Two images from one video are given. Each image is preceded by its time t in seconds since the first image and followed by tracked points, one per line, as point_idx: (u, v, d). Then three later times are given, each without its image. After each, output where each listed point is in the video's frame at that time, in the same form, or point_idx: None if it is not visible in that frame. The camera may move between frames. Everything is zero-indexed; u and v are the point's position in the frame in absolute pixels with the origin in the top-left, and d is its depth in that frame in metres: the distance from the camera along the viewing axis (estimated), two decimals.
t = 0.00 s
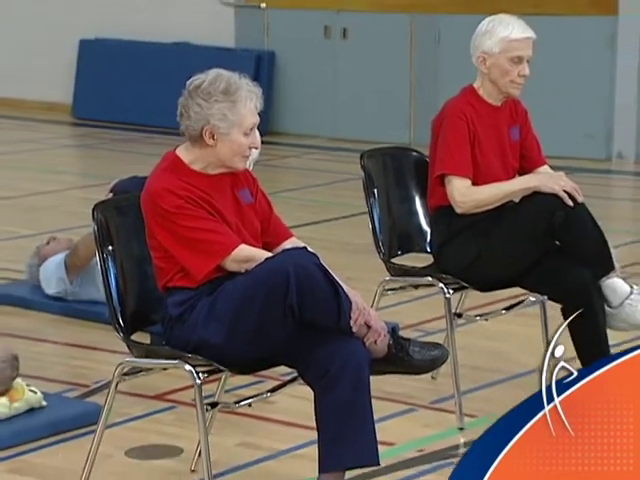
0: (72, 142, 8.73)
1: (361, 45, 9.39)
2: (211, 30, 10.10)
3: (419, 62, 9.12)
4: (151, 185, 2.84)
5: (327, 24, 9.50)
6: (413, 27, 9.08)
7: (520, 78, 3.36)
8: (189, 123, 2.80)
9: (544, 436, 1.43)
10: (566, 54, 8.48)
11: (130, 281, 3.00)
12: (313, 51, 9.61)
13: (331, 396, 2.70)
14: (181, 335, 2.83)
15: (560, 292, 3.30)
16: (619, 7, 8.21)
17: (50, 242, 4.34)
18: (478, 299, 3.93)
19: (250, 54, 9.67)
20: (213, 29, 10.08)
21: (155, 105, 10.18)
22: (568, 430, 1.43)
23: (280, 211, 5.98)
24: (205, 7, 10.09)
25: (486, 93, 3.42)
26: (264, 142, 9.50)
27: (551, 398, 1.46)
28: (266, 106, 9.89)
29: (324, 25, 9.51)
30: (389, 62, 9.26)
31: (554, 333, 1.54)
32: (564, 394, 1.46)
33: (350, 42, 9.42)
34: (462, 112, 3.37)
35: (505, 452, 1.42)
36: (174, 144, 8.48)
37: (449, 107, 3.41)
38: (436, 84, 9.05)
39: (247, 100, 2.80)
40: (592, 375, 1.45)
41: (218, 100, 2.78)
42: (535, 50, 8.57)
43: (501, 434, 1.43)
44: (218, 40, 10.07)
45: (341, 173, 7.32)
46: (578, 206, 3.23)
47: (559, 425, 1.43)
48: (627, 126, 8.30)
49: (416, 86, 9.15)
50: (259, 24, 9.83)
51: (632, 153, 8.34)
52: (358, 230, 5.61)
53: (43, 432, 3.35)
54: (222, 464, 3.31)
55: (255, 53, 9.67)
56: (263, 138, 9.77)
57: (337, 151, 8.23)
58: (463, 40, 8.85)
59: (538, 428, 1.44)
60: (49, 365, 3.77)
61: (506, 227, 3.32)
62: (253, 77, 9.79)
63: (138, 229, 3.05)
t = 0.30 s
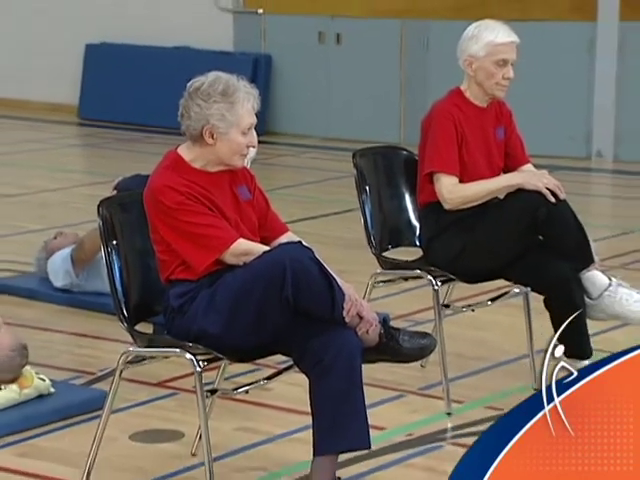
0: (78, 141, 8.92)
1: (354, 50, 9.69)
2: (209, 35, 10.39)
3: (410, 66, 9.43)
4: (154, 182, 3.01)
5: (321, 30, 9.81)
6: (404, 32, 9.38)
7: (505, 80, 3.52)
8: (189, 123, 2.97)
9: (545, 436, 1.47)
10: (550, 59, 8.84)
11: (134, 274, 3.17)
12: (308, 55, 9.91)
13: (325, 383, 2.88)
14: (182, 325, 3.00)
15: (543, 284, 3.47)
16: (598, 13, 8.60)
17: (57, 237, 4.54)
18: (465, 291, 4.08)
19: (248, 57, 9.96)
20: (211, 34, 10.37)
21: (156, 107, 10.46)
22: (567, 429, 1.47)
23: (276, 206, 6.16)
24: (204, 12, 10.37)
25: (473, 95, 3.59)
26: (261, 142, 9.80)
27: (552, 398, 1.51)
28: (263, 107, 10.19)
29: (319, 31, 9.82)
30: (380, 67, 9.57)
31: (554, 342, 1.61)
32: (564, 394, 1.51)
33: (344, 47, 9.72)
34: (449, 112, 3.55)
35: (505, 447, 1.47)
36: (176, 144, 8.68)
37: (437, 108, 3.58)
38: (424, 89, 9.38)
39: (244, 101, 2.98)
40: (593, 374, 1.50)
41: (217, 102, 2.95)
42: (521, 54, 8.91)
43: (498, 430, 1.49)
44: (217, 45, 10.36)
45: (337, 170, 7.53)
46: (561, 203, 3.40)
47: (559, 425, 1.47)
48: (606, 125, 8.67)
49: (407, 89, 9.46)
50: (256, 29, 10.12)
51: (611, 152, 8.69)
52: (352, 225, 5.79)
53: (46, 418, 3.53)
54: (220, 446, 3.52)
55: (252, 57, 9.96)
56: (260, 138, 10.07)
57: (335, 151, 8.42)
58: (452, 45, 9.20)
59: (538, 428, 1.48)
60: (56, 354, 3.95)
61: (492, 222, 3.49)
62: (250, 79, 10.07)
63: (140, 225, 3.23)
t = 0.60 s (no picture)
0: (83, 141, 9.23)
1: (344, 53, 10.26)
2: (208, 40, 10.94)
3: (397, 70, 10.01)
4: (155, 179, 3.21)
5: (313, 34, 10.38)
6: (391, 36, 9.97)
7: (488, 82, 3.72)
8: (188, 123, 3.16)
9: (544, 436, 1.42)
10: (529, 65, 9.40)
11: (135, 265, 3.37)
12: (301, 59, 10.47)
13: (317, 370, 3.07)
14: (182, 314, 3.21)
15: (524, 275, 3.67)
16: (575, 20, 9.12)
17: (63, 231, 4.72)
18: (449, 282, 4.30)
19: (243, 61, 10.51)
20: (209, 39, 10.93)
21: (158, 107, 10.98)
22: (567, 429, 1.41)
23: (271, 202, 6.42)
24: (202, 15, 10.94)
25: (457, 96, 3.79)
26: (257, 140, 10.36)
27: (552, 397, 1.45)
28: (259, 107, 10.75)
29: (310, 35, 10.38)
30: (370, 70, 10.16)
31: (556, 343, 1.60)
32: (564, 393, 1.45)
33: (335, 51, 10.31)
34: (435, 113, 3.74)
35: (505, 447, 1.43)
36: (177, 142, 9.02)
37: (423, 108, 3.77)
38: (411, 94, 9.96)
39: (240, 102, 3.16)
40: (592, 374, 1.44)
41: (214, 102, 3.14)
42: (503, 59, 9.49)
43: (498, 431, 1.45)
44: (215, 50, 10.92)
45: (331, 166, 7.80)
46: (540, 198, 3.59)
47: (559, 425, 1.42)
48: (584, 122, 9.20)
49: (394, 91, 10.03)
50: (252, 35, 10.67)
51: (587, 151, 9.23)
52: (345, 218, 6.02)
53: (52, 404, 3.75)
54: (218, 429, 3.71)
55: (248, 61, 10.51)
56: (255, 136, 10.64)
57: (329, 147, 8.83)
58: (436, 50, 9.78)
59: (538, 428, 1.43)
60: (62, 342, 4.15)
61: (475, 217, 3.68)
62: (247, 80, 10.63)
63: (141, 220, 3.42)
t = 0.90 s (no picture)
0: (85, 140, 9.52)
1: (333, 55, 10.63)
2: (206, 42, 11.34)
3: (385, 70, 10.37)
4: (153, 174, 3.40)
5: (304, 37, 10.72)
6: (378, 39, 10.33)
7: (469, 82, 3.92)
8: (185, 121, 3.35)
9: (546, 436, 1.51)
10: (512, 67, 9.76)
11: (135, 257, 3.57)
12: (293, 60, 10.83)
13: (308, 356, 3.27)
14: (180, 303, 3.40)
15: (504, 266, 3.86)
16: (552, 24, 9.42)
17: (66, 223, 4.91)
18: (434, 272, 4.52)
19: (237, 62, 10.89)
20: (207, 41, 11.32)
21: (158, 106, 11.39)
22: (567, 429, 1.50)
23: (265, 196, 6.65)
24: (199, 16, 11.37)
25: (440, 96, 3.99)
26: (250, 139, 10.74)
27: (553, 397, 1.54)
28: (253, 105, 11.13)
29: (302, 38, 10.73)
30: (358, 71, 10.51)
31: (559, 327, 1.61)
32: (565, 393, 1.53)
33: (324, 53, 10.67)
34: (419, 112, 3.94)
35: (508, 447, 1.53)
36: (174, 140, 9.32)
37: (408, 108, 3.97)
38: (398, 94, 10.32)
39: (234, 102, 3.36)
40: (592, 374, 1.51)
41: (210, 102, 3.34)
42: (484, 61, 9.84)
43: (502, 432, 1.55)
44: (211, 51, 11.30)
45: (324, 161, 8.06)
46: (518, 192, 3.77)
47: (560, 425, 1.51)
48: (559, 121, 9.51)
49: (381, 91, 10.39)
50: (246, 37, 11.05)
51: (563, 148, 9.52)
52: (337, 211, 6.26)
53: (58, 388, 3.98)
54: (214, 412, 3.92)
55: (241, 62, 10.89)
56: (249, 134, 11.02)
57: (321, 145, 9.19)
58: (422, 52, 10.13)
59: (539, 427, 1.52)
60: (66, 330, 4.37)
61: (456, 211, 3.87)
62: (241, 81, 11.00)
63: (140, 214, 3.63)
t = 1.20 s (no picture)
0: (88, 138, 9.81)
1: (324, 56, 11.10)
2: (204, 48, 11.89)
3: (372, 70, 10.85)
4: (153, 172, 3.60)
5: (297, 41, 11.23)
6: (367, 43, 10.81)
7: (454, 83, 4.12)
8: (183, 121, 3.55)
9: (546, 438, 1.52)
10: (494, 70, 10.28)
11: (136, 250, 3.77)
12: (286, 62, 11.34)
13: (300, 344, 3.48)
14: (179, 294, 3.60)
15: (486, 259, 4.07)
16: (531, 29, 9.89)
17: (70, 217, 5.10)
18: (420, 264, 4.74)
19: (232, 64, 11.42)
20: (205, 47, 11.88)
21: (159, 107, 11.89)
22: (567, 428, 1.50)
23: (260, 191, 6.91)
24: (197, 21, 11.90)
25: (426, 96, 4.19)
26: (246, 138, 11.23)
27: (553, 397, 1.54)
28: (249, 105, 11.65)
29: (295, 41, 11.24)
30: (347, 72, 11.01)
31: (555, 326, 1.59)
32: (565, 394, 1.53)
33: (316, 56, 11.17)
34: (405, 111, 4.14)
35: (509, 442, 1.55)
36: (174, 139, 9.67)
37: (395, 108, 4.17)
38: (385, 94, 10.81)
39: (230, 103, 3.56)
40: (593, 375, 1.52)
41: (207, 103, 3.53)
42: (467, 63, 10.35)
43: (501, 429, 1.57)
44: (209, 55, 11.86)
45: (316, 157, 8.35)
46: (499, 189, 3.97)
47: (560, 424, 1.51)
48: (538, 120, 9.99)
49: (369, 90, 10.87)
50: (241, 42, 11.56)
51: (542, 146, 10.01)
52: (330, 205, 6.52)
53: (62, 373, 4.19)
54: (211, 397, 4.13)
55: (237, 64, 11.42)
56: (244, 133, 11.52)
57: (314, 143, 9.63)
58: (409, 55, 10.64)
59: (540, 428, 1.53)
60: (70, 319, 4.58)
61: (440, 206, 4.08)
62: (236, 83, 11.52)
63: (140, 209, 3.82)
